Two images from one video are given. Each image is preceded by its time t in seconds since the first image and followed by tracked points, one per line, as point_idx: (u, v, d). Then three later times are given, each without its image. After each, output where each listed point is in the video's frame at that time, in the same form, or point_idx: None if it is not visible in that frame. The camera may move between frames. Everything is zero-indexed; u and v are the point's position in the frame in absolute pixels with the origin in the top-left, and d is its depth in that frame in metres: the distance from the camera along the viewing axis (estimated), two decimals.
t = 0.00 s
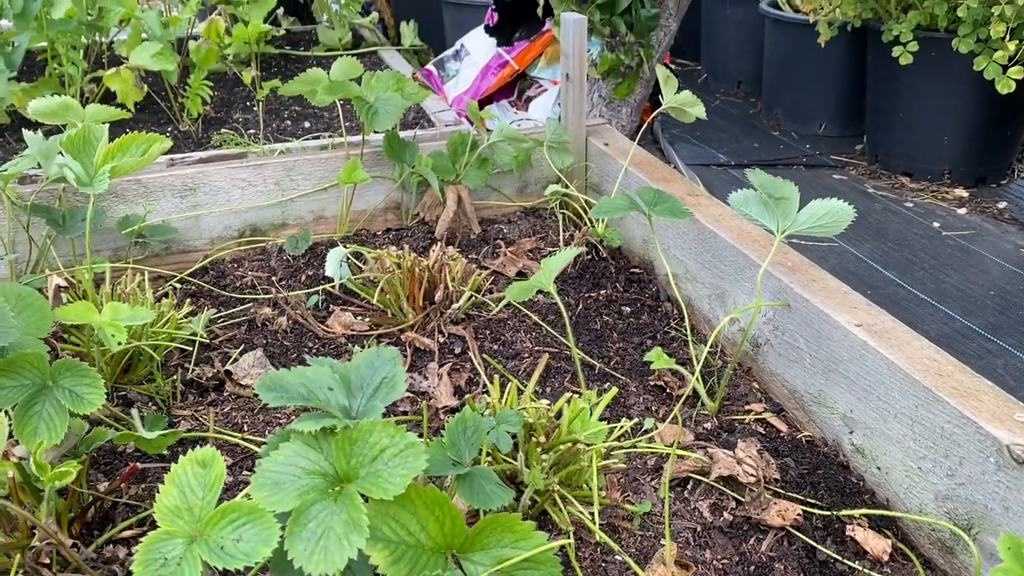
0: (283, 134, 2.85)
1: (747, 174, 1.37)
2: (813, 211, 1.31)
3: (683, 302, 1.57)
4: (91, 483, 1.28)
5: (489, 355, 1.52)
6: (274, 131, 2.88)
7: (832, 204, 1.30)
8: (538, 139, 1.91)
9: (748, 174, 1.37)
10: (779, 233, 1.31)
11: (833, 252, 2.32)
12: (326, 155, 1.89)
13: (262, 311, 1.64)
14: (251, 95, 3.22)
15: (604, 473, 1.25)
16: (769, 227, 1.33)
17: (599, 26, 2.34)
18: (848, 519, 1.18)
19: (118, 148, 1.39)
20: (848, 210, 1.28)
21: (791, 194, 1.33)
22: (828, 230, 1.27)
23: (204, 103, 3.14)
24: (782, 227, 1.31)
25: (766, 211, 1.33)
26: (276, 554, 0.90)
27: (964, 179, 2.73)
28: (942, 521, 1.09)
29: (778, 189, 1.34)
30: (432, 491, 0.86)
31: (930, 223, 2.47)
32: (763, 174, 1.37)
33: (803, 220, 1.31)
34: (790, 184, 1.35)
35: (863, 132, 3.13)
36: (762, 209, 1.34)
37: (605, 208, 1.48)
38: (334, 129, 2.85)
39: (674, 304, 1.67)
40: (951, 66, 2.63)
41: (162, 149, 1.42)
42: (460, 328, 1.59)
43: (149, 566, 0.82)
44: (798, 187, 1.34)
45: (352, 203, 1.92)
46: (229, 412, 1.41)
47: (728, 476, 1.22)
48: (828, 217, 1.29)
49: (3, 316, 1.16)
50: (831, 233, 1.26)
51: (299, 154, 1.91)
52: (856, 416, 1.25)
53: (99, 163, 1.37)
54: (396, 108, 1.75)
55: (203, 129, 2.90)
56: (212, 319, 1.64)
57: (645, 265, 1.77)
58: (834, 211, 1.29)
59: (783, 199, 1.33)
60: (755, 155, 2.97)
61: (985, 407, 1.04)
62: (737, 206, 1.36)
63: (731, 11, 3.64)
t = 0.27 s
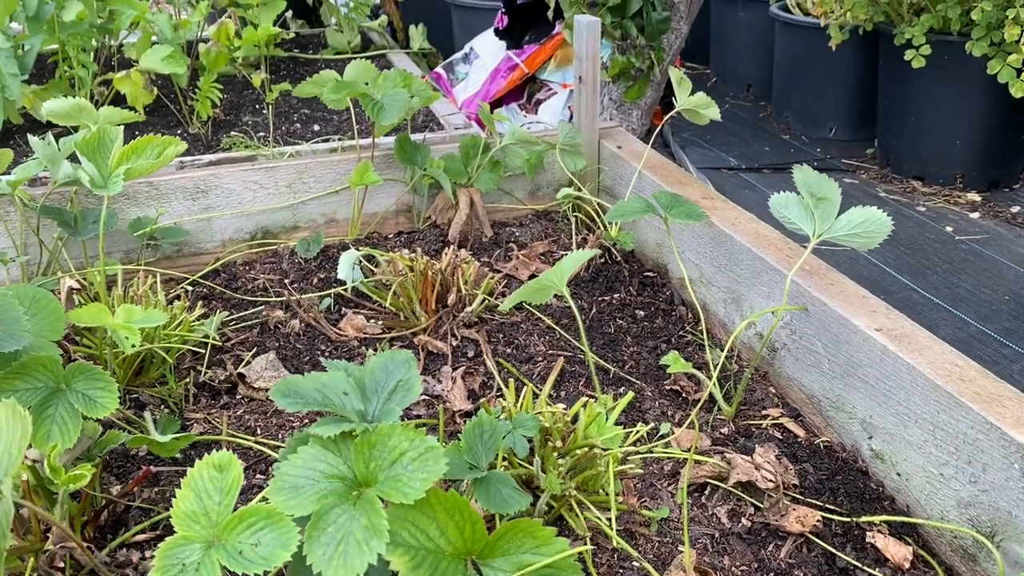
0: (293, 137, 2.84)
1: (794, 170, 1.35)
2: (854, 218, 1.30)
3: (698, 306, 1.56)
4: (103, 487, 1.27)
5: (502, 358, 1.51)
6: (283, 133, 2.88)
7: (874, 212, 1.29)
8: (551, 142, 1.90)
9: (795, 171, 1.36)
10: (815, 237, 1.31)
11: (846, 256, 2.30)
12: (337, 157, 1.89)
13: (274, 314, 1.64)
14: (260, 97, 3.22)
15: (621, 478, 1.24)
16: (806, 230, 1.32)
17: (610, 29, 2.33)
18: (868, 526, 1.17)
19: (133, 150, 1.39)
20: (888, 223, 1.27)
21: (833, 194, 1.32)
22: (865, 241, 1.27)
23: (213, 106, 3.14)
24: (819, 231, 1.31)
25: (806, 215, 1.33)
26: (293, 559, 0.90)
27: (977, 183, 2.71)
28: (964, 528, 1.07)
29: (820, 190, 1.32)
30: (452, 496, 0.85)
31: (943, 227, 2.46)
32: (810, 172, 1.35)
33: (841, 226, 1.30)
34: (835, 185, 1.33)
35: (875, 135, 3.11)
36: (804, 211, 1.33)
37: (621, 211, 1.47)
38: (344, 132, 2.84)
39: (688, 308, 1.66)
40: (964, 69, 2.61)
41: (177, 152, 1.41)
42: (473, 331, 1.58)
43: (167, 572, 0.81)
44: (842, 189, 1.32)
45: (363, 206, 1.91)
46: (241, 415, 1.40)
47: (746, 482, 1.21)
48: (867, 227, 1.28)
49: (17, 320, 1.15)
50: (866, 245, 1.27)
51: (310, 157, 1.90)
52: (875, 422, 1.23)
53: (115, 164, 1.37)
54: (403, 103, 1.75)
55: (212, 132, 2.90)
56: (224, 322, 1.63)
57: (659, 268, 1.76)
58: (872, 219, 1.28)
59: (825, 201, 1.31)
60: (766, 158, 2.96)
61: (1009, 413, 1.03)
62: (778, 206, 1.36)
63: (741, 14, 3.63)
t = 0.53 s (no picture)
0: (299, 136, 2.83)
1: (803, 164, 1.34)
2: (865, 211, 1.29)
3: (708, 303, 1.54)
4: (108, 482, 1.26)
5: (510, 355, 1.50)
6: (289, 132, 2.88)
7: (885, 205, 1.27)
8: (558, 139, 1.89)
9: (804, 165, 1.34)
10: (827, 232, 1.30)
11: (855, 256, 2.29)
12: (344, 154, 1.88)
13: (281, 310, 1.63)
14: (266, 97, 3.22)
15: (630, 476, 1.22)
16: (817, 225, 1.31)
17: (617, 27, 2.32)
18: (881, 524, 1.16)
19: (140, 145, 1.38)
20: (900, 215, 1.25)
21: (843, 188, 1.30)
22: (878, 236, 1.26)
23: (220, 105, 3.14)
24: (830, 226, 1.30)
25: (816, 210, 1.31)
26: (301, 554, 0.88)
27: (986, 183, 2.70)
28: (980, 527, 1.06)
29: (830, 183, 1.31)
30: (462, 490, 0.84)
31: (953, 226, 2.44)
32: (819, 165, 1.33)
33: (852, 220, 1.29)
34: (845, 178, 1.32)
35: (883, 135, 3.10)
36: (814, 206, 1.32)
37: (630, 208, 1.46)
38: (350, 131, 2.84)
39: (697, 306, 1.65)
40: (974, 68, 2.60)
41: (184, 147, 1.40)
42: (481, 329, 1.57)
43: (172, 564, 0.80)
44: (852, 181, 1.31)
45: (370, 203, 1.90)
46: (248, 411, 1.39)
47: (758, 480, 1.19)
48: (879, 220, 1.27)
49: (23, 311, 1.16)
50: (878, 240, 1.26)
51: (317, 154, 1.89)
52: (888, 419, 1.22)
53: (123, 159, 1.36)
54: (411, 98, 1.74)
55: (218, 130, 2.90)
56: (230, 318, 1.62)
57: (667, 266, 1.75)
58: (884, 213, 1.27)
59: (836, 195, 1.30)
60: (773, 158, 2.94)
61: None
62: (788, 202, 1.34)
63: (748, 14, 3.62)
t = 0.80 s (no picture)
0: (302, 138, 2.84)
1: (796, 169, 1.34)
2: (860, 214, 1.29)
3: (711, 307, 1.54)
4: (111, 484, 1.26)
5: (513, 358, 1.50)
6: (292, 134, 2.88)
7: (880, 207, 1.28)
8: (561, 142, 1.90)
9: (797, 169, 1.34)
10: (823, 235, 1.29)
11: (858, 259, 2.29)
12: (347, 156, 1.88)
13: (284, 313, 1.63)
14: (270, 98, 3.22)
15: (632, 479, 1.22)
16: (813, 228, 1.31)
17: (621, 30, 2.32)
18: (884, 529, 1.16)
19: (146, 146, 1.38)
20: (895, 215, 1.26)
21: (839, 192, 1.30)
22: (874, 236, 1.25)
23: (223, 107, 3.14)
24: (827, 229, 1.29)
25: (811, 213, 1.31)
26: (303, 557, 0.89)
27: (989, 187, 2.69)
28: (982, 533, 1.05)
29: (825, 187, 1.31)
30: (464, 494, 0.84)
31: (956, 230, 2.44)
32: (813, 170, 1.34)
33: (848, 222, 1.28)
34: (839, 181, 1.32)
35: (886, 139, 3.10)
36: (809, 209, 1.32)
37: (633, 211, 1.46)
38: (354, 133, 2.84)
39: (700, 309, 1.65)
40: (978, 72, 2.60)
41: (189, 149, 1.39)
42: (483, 331, 1.57)
43: (175, 569, 0.80)
44: (846, 184, 1.31)
45: (373, 205, 1.91)
46: (250, 413, 1.39)
47: (760, 484, 1.19)
48: (876, 221, 1.27)
49: (27, 313, 1.16)
50: (875, 241, 1.25)
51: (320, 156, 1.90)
52: (891, 424, 1.22)
53: (128, 160, 1.37)
54: (415, 104, 1.74)
55: (222, 132, 2.90)
56: (233, 321, 1.62)
57: (670, 269, 1.75)
58: (880, 214, 1.27)
59: (831, 198, 1.30)
60: (777, 161, 2.94)
61: None
62: (783, 206, 1.34)
63: (752, 17, 3.62)
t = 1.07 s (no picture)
0: (304, 138, 2.84)
1: (794, 171, 1.34)
2: (859, 214, 1.28)
3: (711, 307, 1.54)
4: (110, 483, 1.26)
5: (513, 359, 1.50)
6: (294, 135, 2.88)
7: (879, 207, 1.27)
8: (563, 143, 1.90)
9: (795, 171, 1.34)
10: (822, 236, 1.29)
11: (859, 261, 2.28)
12: (349, 156, 1.88)
13: (284, 312, 1.63)
14: (272, 98, 3.23)
15: (632, 480, 1.22)
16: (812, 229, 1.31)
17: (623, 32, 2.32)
18: (884, 530, 1.15)
19: (145, 145, 1.39)
20: (894, 215, 1.25)
21: (838, 193, 1.30)
22: (873, 237, 1.25)
23: (225, 107, 3.14)
24: (826, 230, 1.29)
25: (810, 214, 1.31)
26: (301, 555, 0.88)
27: (991, 189, 2.69)
28: (982, 534, 1.05)
29: (823, 187, 1.31)
30: (462, 493, 0.84)
31: (957, 233, 2.43)
32: (812, 171, 1.33)
33: (847, 222, 1.28)
34: (837, 182, 1.31)
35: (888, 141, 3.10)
36: (808, 211, 1.32)
37: (634, 211, 1.46)
38: (355, 134, 2.84)
39: (700, 310, 1.65)
40: (980, 75, 2.60)
41: (188, 147, 1.39)
42: (484, 331, 1.56)
43: (173, 565, 0.80)
44: (845, 184, 1.30)
45: (374, 205, 1.91)
46: (250, 412, 1.39)
47: (760, 485, 1.19)
48: (875, 222, 1.26)
49: (27, 311, 1.16)
50: (874, 241, 1.25)
51: (322, 156, 1.90)
52: (891, 425, 1.22)
53: (128, 159, 1.37)
54: (412, 102, 1.73)
55: (223, 132, 2.90)
56: (233, 320, 1.62)
57: (671, 270, 1.75)
58: (879, 214, 1.27)
59: (830, 199, 1.30)
60: (778, 163, 2.94)
61: None
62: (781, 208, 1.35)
63: (754, 19, 3.61)
